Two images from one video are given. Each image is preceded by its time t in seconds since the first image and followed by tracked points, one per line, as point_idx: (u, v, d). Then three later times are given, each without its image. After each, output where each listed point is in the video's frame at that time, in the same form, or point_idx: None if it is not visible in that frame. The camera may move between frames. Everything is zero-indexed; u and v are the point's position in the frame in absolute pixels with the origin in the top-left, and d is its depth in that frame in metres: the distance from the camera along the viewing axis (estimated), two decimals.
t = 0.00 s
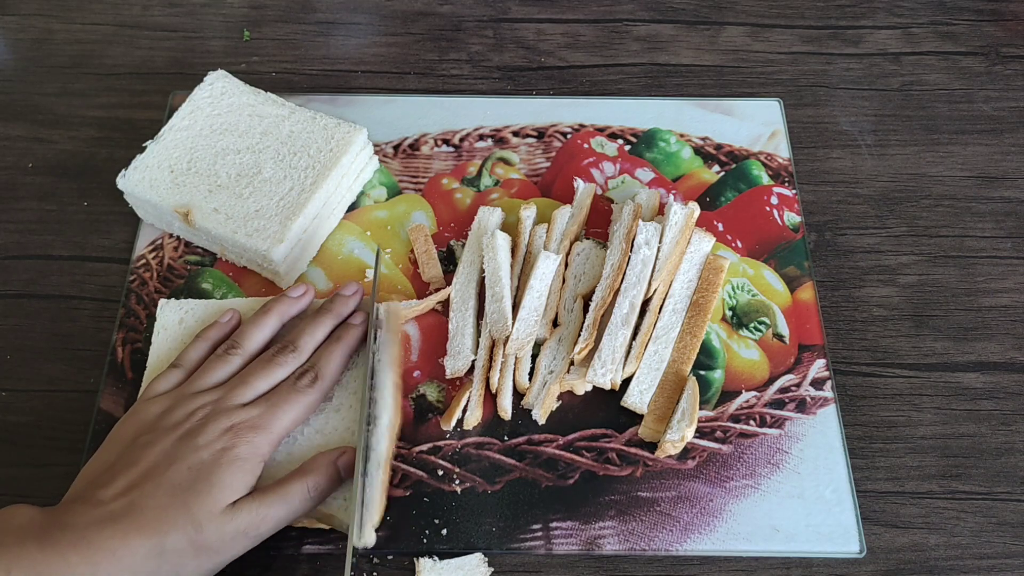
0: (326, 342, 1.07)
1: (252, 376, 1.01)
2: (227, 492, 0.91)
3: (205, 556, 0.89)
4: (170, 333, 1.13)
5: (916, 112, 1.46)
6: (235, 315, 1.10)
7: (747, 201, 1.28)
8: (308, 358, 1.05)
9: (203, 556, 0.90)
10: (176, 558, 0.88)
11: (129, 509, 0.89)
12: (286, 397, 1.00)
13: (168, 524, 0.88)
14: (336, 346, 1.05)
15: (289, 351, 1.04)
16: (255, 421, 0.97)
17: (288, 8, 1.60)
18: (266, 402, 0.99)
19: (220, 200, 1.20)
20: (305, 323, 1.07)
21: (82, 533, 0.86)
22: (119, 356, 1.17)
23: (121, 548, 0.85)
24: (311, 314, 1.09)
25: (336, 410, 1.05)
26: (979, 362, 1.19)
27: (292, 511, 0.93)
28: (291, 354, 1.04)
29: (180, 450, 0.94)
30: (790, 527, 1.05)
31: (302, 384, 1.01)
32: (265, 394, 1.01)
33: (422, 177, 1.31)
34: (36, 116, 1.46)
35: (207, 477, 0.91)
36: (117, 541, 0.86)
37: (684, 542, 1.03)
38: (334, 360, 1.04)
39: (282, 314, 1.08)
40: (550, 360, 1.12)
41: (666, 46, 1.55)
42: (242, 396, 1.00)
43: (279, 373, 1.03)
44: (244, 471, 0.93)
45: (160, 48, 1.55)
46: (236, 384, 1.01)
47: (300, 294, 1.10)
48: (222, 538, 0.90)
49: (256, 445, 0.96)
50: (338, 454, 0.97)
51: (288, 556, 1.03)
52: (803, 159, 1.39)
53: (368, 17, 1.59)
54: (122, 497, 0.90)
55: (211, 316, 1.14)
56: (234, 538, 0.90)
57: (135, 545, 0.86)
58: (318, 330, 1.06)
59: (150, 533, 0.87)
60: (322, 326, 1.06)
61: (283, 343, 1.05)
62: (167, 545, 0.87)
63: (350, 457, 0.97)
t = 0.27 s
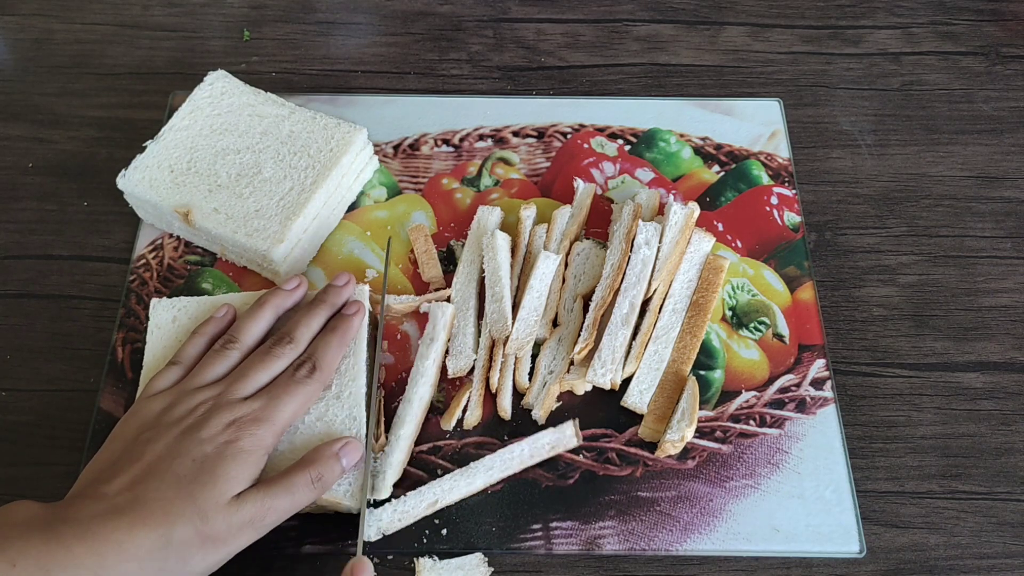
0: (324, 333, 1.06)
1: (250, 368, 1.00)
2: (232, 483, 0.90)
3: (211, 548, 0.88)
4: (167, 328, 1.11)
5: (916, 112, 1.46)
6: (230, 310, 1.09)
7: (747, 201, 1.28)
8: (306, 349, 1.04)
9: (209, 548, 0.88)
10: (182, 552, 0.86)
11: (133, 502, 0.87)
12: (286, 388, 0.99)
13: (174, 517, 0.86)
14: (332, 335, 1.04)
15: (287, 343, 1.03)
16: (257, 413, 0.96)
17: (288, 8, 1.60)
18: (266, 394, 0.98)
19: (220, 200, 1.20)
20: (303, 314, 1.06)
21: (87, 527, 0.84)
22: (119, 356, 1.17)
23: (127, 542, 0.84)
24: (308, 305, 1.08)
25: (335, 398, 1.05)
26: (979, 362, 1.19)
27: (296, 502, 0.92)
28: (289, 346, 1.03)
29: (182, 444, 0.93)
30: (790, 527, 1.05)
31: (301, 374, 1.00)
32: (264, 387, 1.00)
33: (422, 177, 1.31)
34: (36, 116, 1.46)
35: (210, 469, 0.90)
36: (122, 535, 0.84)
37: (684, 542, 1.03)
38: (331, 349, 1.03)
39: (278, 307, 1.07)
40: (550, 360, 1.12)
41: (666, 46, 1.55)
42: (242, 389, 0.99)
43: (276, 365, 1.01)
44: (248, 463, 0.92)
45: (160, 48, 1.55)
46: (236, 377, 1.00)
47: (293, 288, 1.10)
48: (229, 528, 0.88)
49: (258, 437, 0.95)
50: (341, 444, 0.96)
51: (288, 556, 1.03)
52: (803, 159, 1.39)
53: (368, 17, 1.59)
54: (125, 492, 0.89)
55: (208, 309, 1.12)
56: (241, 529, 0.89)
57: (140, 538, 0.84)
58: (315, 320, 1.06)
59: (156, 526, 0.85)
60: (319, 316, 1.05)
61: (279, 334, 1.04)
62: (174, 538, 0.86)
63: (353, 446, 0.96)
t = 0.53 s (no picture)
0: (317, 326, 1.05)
1: (242, 359, 1.00)
2: (219, 472, 0.89)
3: (196, 539, 0.87)
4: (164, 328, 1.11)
5: (916, 112, 1.46)
6: (228, 307, 1.09)
7: (747, 201, 1.28)
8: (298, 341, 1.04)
9: (195, 539, 0.87)
10: (166, 541, 0.86)
11: (119, 493, 0.87)
12: (276, 378, 0.98)
13: (158, 506, 0.86)
14: (325, 327, 1.04)
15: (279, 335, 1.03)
16: (245, 403, 0.95)
17: (288, 8, 1.60)
18: (255, 385, 0.98)
19: (220, 200, 1.20)
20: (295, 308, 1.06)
21: (72, 518, 0.84)
22: (119, 356, 1.17)
23: (110, 530, 0.83)
24: (302, 301, 1.08)
25: (332, 397, 1.04)
26: (979, 362, 1.19)
27: (284, 493, 0.91)
28: (281, 339, 1.02)
29: (171, 434, 0.93)
30: (790, 526, 1.05)
31: (291, 364, 0.99)
32: (254, 378, 1.00)
33: (422, 177, 1.31)
34: (36, 116, 1.46)
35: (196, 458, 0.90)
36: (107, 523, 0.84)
37: (684, 542, 1.03)
38: (324, 342, 1.02)
39: (274, 301, 1.07)
40: (550, 360, 1.12)
41: (666, 46, 1.55)
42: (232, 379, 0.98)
43: (268, 357, 1.01)
44: (236, 452, 0.92)
45: (160, 48, 1.55)
46: (227, 369, 0.99)
47: (292, 283, 1.10)
48: (214, 518, 0.87)
49: (246, 427, 0.94)
50: (331, 436, 0.96)
51: (288, 556, 1.03)
52: (803, 159, 1.39)
53: (368, 17, 1.59)
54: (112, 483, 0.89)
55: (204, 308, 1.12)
56: (226, 519, 0.88)
57: (123, 527, 0.84)
58: (307, 314, 1.05)
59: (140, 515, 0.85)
60: (312, 310, 1.05)
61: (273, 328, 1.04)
62: (158, 527, 0.85)
63: (342, 438, 0.96)
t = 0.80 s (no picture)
0: (320, 321, 1.06)
1: (244, 354, 1.00)
2: (225, 469, 0.90)
3: (204, 536, 0.88)
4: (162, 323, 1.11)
5: (916, 112, 1.46)
6: (214, 293, 1.09)
7: (747, 201, 1.28)
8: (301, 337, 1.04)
9: (202, 536, 0.88)
10: (174, 538, 0.87)
11: (126, 488, 0.87)
12: (280, 375, 0.99)
13: (166, 503, 0.86)
14: (327, 325, 1.04)
15: (282, 330, 1.03)
16: (250, 400, 0.96)
17: (288, 8, 1.60)
18: (259, 381, 0.98)
19: (220, 200, 1.20)
20: (299, 302, 1.06)
21: (82, 514, 0.84)
22: (118, 356, 1.17)
23: (119, 527, 0.84)
24: (303, 296, 1.08)
25: (333, 390, 1.04)
26: (979, 362, 1.19)
27: (290, 491, 0.92)
28: (284, 335, 1.03)
29: (177, 429, 0.93)
30: (790, 526, 1.05)
31: (295, 362, 1.00)
32: (257, 373, 1.00)
33: (422, 177, 1.31)
34: (36, 116, 1.46)
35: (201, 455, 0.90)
36: (116, 520, 0.84)
37: (684, 542, 1.03)
38: (327, 338, 1.03)
39: (273, 294, 1.07)
40: (550, 360, 1.12)
41: (666, 46, 1.55)
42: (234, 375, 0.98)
43: (270, 353, 1.01)
44: (241, 450, 0.92)
45: (160, 48, 1.55)
46: (229, 364, 0.99)
47: (290, 277, 1.10)
48: (222, 516, 0.88)
49: (251, 425, 0.94)
50: (335, 432, 0.97)
51: (288, 556, 1.03)
52: (803, 159, 1.39)
53: (368, 17, 1.59)
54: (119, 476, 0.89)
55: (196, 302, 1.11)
56: (233, 518, 0.89)
57: (134, 524, 0.85)
58: (310, 309, 1.05)
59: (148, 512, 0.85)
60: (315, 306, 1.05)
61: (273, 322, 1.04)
62: (166, 524, 0.86)
63: (346, 434, 0.97)
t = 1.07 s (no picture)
0: (318, 327, 1.05)
1: (241, 358, 1.00)
2: (215, 472, 0.90)
3: (190, 537, 0.88)
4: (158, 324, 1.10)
5: (916, 112, 1.46)
6: (213, 294, 1.08)
7: (747, 200, 1.28)
8: (298, 342, 1.04)
9: (188, 537, 0.88)
10: (160, 537, 0.87)
11: (116, 485, 0.88)
12: (275, 379, 0.99)
13: (154, 502, 0.87)
14: (326, 330, 1.04)
15: (279, 335, 1.03)
16: (244, 403, 0.96)
17: (288, 8, 1.60)
18: (255, 385, 0.98)
19: (220, 200, 1.20)
20: (297, 308, 1.06)
21: (70, 508, 0.85)
22: (118, 356, 1.17)
23: (106, 522, 0.85)
24: (301, 302, 1.08)
25: (329, 397, 1.02)
26: (979, 362, 1.19)
27: (280, 498, 0.91)
28: (281, 339, 1.02)
29: (170, 430, 0.93)
30: (790, 526, 1.05)
31: (291, 367, 1.00)
32: (253, 377, 1.00)
33: (422, 177, 1.31)
34: (36, 116, 1.46)
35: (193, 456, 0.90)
36: (103, 516, 0.85)
37: (684, 542, 1.03)
38: (324, 344, 1.03)
39: (274, 299, 1.07)
40: (550, 360, 1.12)
41: (666, 46, 1.55)
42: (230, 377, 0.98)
43: (267, 357, 1.01)
44: (233, 453, 0.92)
45: (160, 48, 1.55)
46: (226, 366, 0.99)
47: (292, 283, 1.10)
48: (208, 518, 0.88)
49: (244, 428, 0.94)
50: (327, 440, 0.96)
51: (288, 556, 1.03)
52: (803, 159, 1.39)
53: (368, 17, 1.59)
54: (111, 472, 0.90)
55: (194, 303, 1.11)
56: (220, 520, 0.89)
57: (120, 522, 0.85)
58: (309, 315, 1.05)
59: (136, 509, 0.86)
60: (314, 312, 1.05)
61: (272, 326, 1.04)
62: (153, 524, 0.86)
63: (337, 442, 0.96)
